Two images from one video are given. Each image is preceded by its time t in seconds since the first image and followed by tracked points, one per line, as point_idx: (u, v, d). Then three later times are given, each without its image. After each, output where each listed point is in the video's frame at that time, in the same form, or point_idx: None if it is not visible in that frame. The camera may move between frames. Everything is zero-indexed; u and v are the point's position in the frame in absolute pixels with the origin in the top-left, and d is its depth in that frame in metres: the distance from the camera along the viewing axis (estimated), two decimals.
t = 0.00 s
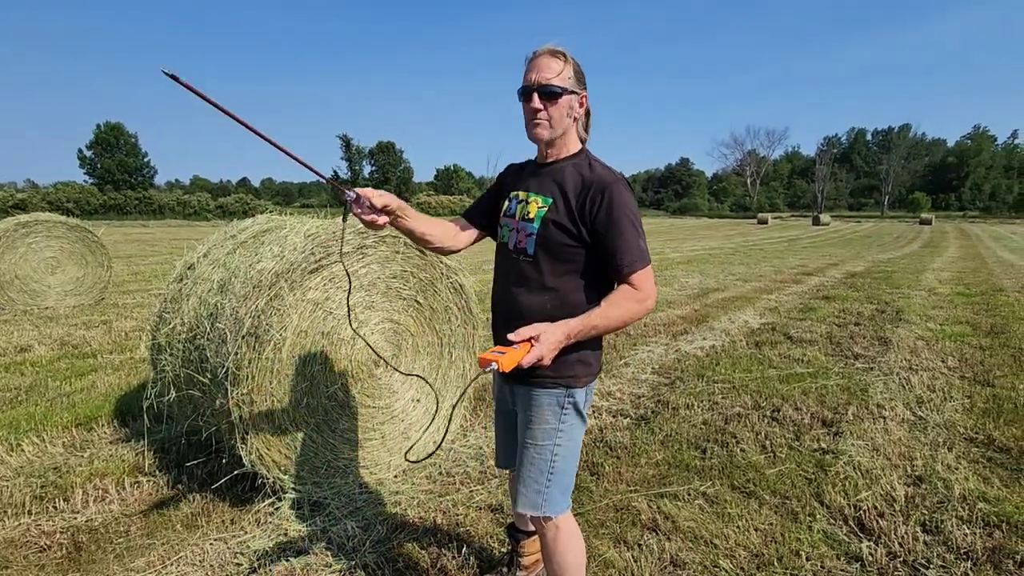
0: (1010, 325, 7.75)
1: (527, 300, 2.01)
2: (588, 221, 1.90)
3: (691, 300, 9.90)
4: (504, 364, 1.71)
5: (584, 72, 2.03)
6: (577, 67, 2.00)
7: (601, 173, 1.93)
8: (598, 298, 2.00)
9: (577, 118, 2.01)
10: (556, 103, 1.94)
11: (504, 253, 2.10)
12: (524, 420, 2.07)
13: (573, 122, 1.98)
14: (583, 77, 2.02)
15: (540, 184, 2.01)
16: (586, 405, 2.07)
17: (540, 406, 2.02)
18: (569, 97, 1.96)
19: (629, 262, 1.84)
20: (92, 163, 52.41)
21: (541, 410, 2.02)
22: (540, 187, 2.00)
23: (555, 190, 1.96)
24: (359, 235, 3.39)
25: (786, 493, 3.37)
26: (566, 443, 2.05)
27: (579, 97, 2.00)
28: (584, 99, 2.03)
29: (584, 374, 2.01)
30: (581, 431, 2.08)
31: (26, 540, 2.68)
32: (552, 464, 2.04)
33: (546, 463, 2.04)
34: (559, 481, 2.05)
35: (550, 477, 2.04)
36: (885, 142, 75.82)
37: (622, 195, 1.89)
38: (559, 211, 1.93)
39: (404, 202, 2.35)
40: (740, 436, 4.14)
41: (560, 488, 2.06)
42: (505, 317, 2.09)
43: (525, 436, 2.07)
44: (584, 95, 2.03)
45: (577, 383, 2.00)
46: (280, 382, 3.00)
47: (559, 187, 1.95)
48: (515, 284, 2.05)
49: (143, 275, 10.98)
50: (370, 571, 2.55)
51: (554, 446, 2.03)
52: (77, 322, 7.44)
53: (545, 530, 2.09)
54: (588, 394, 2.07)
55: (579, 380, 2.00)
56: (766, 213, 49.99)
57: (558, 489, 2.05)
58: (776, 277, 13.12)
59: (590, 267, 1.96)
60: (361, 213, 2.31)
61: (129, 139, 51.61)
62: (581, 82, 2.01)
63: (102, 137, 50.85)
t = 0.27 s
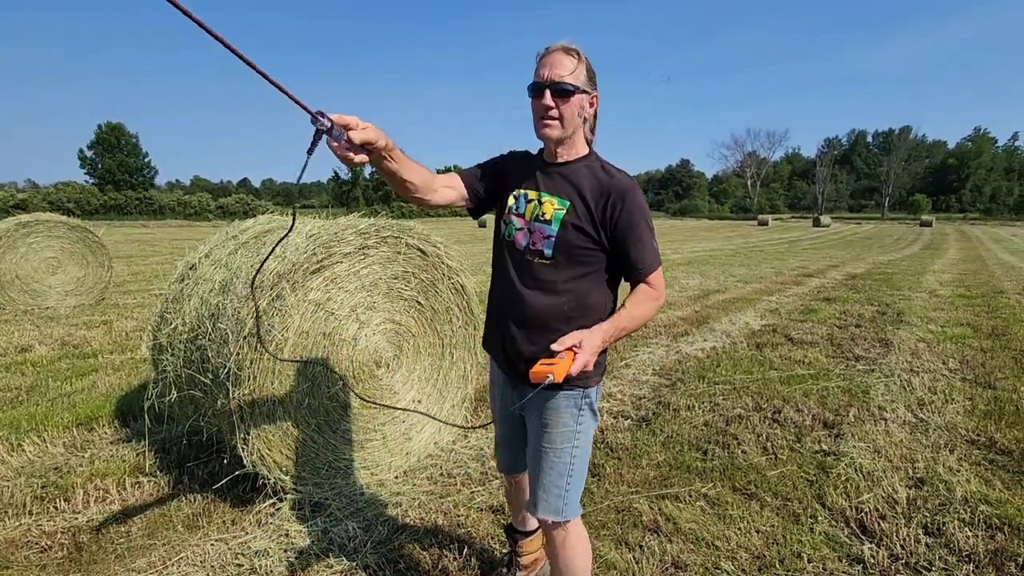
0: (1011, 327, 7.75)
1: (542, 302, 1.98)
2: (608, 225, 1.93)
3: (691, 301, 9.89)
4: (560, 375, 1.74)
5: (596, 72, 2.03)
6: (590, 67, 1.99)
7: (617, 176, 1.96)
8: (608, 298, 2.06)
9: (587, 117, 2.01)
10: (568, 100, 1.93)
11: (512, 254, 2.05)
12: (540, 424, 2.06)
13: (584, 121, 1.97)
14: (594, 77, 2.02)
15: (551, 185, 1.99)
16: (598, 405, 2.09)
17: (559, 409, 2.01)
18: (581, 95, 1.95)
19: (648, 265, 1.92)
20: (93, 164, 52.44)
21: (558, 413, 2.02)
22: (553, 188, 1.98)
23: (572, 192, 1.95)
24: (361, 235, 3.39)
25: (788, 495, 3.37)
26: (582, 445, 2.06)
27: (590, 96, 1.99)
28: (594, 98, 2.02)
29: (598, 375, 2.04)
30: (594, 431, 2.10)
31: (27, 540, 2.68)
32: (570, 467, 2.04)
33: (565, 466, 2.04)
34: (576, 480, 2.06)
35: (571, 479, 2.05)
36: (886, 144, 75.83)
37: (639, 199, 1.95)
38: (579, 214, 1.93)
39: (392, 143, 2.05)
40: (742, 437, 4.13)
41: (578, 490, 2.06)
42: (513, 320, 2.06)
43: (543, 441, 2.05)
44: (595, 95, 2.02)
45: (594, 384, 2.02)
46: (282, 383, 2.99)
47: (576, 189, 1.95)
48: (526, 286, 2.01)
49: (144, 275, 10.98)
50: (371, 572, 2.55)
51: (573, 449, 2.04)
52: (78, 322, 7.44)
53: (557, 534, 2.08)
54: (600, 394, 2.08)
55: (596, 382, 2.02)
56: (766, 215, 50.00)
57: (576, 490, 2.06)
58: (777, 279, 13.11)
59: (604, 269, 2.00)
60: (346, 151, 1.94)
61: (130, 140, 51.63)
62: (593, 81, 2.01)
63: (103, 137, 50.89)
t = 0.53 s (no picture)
0: (1011, 329, 7.74)
1: (547, 301, 1.98)
2: (614, 224, 1.93)
3: (692, 302, 9.89)
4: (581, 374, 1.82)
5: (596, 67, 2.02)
6: (590, 62, 1.98)
7: (621, 174, 1.95)
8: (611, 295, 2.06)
9: (588, 113, 2.00)
10: (569, 96, 1.92)
11: (516, 253, 2.05)
12: (549, 427, 2.05)
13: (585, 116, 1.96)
14: (595, 72, 2.00)
15: (555, 182, 1.98)
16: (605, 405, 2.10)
17: (570, 412, 2.01)
18: (582, 91, 1.94)
19: (654, 264, 1.93)
20: (93, 163, 52.45)
21: (569, 416, 2.01)
22: (557, 186, 1.97)
23: (577, 190, 1.94)
24: (362, 235, 3.38)
25: (789, 496, 3.36)
26: (592, 446, 2.07)
27: (591, 92, 1.98)
28: (595, 94, 2.01)
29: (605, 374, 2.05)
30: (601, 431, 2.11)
31: (27, 540, 2.68)
32: (582, 469, 2.04)
33: (576, 467, 2.04)
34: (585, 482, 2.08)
35: (581, 481, 2.05)
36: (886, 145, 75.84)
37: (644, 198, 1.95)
38: (585, 213, 1.93)
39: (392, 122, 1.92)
40: (742, 438, 4.13)
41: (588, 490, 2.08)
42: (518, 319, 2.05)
43: (553, 443, 2.05)
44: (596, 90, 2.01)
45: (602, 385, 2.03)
46: (283, 383, 2.99)
47: (580, 187, 1.94)
48: (532, 285, 2.00)
49: (144, 275, 10.98)
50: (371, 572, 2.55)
51: (584, 451, 2.04)
52: (78, 322, 7.44)
53: (566, 535, 2.08)
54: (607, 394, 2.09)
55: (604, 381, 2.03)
56: (767, 216, 49.98)
57: (587, 491, 2.07)
58: (778, 280, 13.11)
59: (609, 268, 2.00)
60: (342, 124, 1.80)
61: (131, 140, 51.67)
62: (593, 77, 2.00)
63: (103, 137, 50.92)
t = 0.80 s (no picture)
0: (1012, 330, 7.73)
1: (547, 301, 1.98)
2: (616, 223, 1.91)
3: (692, 303, 9.89)
4: (552, 358, 1.80)
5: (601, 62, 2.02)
6: (595, 56, 1.98)
7: (624, 172, 1.94)
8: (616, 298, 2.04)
9: (593, 108, 1.99)
10: (573, 91, 1.92)
11: (517, 253, 2.05)
12: (549, 431, 2.04)
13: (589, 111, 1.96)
14: (600, 66, 2.00)
15: (556, 181, 1.98)
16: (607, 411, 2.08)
17: (569, 417, 2.00)
18: (587, 85, 1.94)
19: (658, 265, 1.90)
20: (94, 163, 52.47)
21: (569, 421, 2.00)
22: (558, 184, 1.97)
23: (577, 188, 1.94)
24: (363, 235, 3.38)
25: (789, 497, 3.36)
26: (592, 451, 2.06)
27: (596, 87, 1.98)
28: (601, 88, 2.01)
29: (608, 378, 2.03)
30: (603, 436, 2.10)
31: (27, 540, 2.68)
32: (581, 473, 2.04)
33: (575, 471, 2.04)
34: (586, 485, 2.07)
35: (581, 484, 2.05)
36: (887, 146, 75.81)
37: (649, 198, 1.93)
38: (585, 211, 1.92)
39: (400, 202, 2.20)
40: (743, 439, 4.13)
41: (588, 494, 2.07)
42: (519, 321, 2.05)
43: (553, 448, 2.04)
44: (602, 84, 2.01)
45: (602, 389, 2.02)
46: (284, 383, 2.99)
47: (581, 186, 1.94)
48: (532, 285, 2.00)
49: (145, 275, 10.99)
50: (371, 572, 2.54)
51: (583, 455, 2.04)
52: (79, 322, 7.44)
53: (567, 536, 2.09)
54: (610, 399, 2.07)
55: (605, 387, 2.02)
56: (767, 216, 49.97)
57: (588, 493, 2.07)
58: (778, 280, 13.11)
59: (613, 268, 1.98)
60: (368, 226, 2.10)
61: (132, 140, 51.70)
62: (598, 71, 2.00)
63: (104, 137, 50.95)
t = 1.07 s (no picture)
0: (1012, 330, 7.74)
1: (542, 306, 2.00)
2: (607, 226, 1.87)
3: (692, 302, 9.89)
4: (526, 381, 1.81)
5: (583, 52, 1.95)
6: (571, 48, 1.94)
7: (616, 170, 1.88)
8: (620, 301, 1.99)
9: (575, 102, 1.95)
10: (543, 90, 1.93)
11: (514, 257, 2.09)
12: (546, 435, 2.05)
13: (566, 106, 1.94)
14: (580, 58, 1.95)
15: (548, 183, 1.98)
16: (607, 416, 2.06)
17: (565, 419, 2.00)
18: (559, 80, 1.92)
19: (654, 268, 1.82)
20: (94, 162, 52.45)
21: (564, 424, 2.00)
22: (548, 186, 1.97)
23: (565, 190, 1.93)
24: (362, 235, 3.38)
25: (789, 496, 3.36)
26: (592, 454, 2.04)
27: (574, 80, 1.93)
28: (584, 78, 1.95)
29: (608, 385, 1.99)
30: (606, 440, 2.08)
31: (27, 539, 2.67)
32: (578, 474, 2.03)
33: (574, 473, 2.03)
34: (585, 486, 2.06)
35: (578, 486, 2.04)
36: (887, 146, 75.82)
37: (643, 196, 1.85)
38: (572, 214, 1.91)
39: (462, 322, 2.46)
40: (743, 438, 4.13)
41: (589, 495, 2.06)
42: (519, 325, 2.09)
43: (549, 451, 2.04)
44: (586, 73, 1.94)
45: (600, 398, 1.99)
46: (284, 382, 2.99)
47: (570, 189, 1.92)
48: (528, 291, 2.04)
49: (145, 274, 10.99)
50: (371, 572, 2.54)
51: (582, 457, 2.03)
52: (79, 321, 7.44)
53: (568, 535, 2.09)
54: (610, 404, 2.04)
55: (602, 396, 1.99)
56: (767, 216, 49.96)
57: (586, 495, 2.06)
58: (778, 280, 13.12)
59: (611, 272, 1.94)
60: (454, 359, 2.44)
61: (132, 139, 51.70)
62: (578, 63, 1.94)
63: (104, 136, 50.94)
